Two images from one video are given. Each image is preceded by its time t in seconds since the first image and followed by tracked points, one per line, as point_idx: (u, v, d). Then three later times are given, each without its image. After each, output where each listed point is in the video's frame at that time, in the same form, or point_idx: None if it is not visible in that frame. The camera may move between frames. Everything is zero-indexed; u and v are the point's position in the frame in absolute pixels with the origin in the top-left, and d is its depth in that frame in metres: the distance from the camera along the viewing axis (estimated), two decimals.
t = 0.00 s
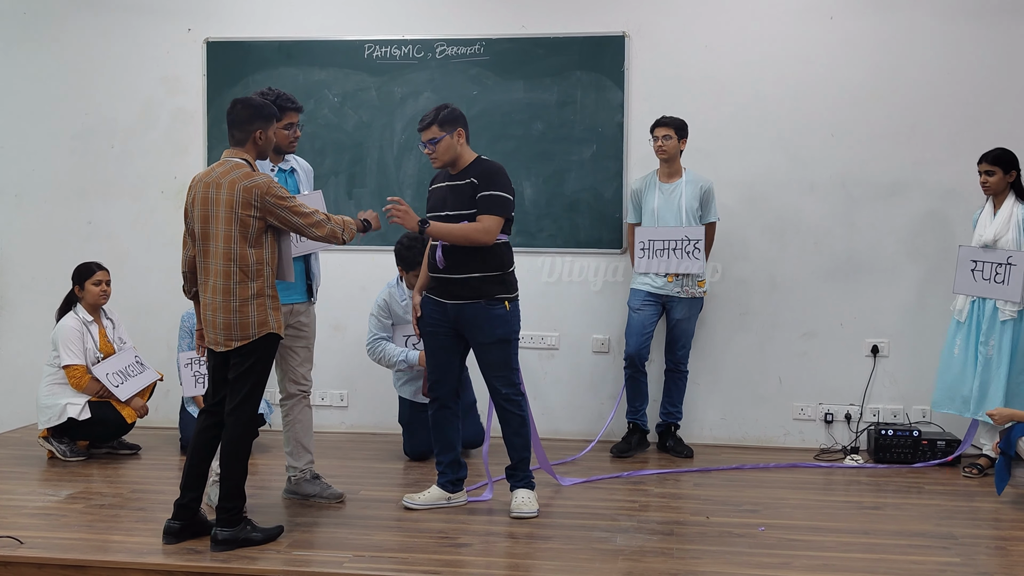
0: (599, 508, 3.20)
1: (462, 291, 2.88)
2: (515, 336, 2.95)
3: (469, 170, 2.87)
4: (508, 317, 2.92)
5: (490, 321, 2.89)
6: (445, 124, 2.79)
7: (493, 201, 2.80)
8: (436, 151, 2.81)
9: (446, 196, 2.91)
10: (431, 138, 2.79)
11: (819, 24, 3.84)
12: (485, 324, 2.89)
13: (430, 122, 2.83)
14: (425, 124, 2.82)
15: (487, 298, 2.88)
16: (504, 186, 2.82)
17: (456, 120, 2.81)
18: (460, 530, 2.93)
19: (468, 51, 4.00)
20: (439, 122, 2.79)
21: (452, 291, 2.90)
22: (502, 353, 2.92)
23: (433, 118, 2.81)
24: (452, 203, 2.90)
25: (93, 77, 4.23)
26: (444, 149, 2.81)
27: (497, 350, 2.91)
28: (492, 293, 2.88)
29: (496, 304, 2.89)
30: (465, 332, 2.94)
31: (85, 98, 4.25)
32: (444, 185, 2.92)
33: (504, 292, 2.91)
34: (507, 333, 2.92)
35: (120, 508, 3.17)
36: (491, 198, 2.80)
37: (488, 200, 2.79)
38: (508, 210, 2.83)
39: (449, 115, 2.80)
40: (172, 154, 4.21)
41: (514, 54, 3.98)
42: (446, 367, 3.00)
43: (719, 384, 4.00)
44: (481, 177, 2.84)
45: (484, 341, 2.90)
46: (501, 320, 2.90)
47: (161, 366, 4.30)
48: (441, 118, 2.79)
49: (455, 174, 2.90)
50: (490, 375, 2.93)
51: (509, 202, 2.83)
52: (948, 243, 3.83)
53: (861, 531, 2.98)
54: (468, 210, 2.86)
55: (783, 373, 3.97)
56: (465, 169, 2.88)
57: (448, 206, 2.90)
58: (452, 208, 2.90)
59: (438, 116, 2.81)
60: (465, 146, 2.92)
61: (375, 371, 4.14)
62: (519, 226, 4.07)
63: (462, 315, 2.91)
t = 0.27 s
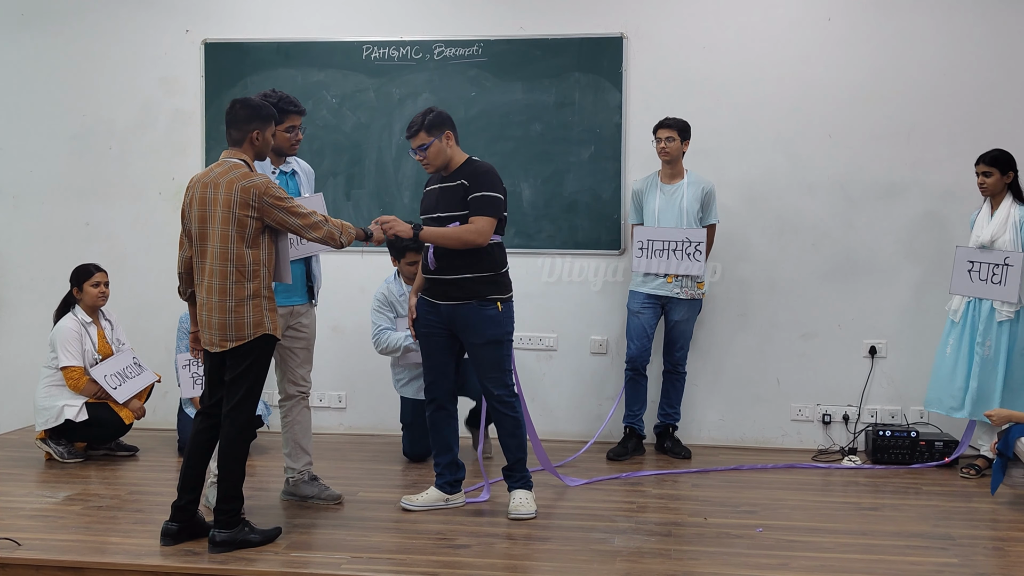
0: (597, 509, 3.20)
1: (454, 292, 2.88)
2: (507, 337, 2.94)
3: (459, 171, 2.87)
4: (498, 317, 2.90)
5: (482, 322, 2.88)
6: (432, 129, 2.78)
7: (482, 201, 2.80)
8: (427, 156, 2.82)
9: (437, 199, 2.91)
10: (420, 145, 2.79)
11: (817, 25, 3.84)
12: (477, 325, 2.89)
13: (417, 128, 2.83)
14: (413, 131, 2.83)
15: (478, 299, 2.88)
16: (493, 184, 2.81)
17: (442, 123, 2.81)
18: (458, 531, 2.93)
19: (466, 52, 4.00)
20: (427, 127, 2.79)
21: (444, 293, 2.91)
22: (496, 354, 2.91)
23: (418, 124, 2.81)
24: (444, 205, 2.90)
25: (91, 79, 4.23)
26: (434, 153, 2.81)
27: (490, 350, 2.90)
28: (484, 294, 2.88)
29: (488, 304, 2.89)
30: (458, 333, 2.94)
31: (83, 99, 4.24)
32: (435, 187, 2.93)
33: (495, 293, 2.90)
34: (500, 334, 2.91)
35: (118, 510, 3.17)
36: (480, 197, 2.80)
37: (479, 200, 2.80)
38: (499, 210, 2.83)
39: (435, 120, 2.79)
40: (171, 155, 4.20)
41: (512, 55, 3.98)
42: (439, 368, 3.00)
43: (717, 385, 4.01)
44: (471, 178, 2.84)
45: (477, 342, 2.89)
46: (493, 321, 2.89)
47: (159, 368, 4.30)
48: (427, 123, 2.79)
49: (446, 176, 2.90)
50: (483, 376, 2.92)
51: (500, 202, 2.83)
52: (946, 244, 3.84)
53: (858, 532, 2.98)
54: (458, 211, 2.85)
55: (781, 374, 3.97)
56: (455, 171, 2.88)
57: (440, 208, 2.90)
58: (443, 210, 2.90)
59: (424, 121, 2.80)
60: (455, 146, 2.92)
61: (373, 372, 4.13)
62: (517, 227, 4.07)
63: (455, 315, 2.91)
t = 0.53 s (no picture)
0: (593, 511, 3.20)
1: (448, 293, 2.88)
2: (500, 337, 2.94)
3: (451, 173, 2.87)
4: (491, 318, 2.90)
5: (475, 323, 2.88)
6: (419, 134, 2.79)
7: (475, 203, 2.80)
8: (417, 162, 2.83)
9: (430, 201, 2.92)
10: (409, 151, 2.81)
11: (815, 28, 3.85)
12: (470, 326, 2.89)
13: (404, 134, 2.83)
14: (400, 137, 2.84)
15: (471, 299, 2.88)
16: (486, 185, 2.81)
17: (429, 127, 2.81)
18: (454, 533, 2.92)
19: (463, 54, 4.00)
20: (414, 133, 2.80)
21: (437, 294, 2.91)
22: (488, 355, 2.91)
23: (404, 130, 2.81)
24: (436, 207, 2.91)
25: (89, 79, 4.23)
26: (424, 158, 2.82)
27: (482, 351, 2.90)
28: (478, 295, 2.88)
29: (481, 305, 2.89)
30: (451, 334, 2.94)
31: (80, 100, 4.24)
32: (428, 189, 2.94)
33: (488, 293, 2.90)
34: (494, 335, 2.91)
35: (113, 510, 3.17)
36: (473, 199, 2.80)
37: (472, 202, 2.80)
38: (492, 211, 2.82)
39: (421, 124, 2.79)
40: (168, 156, 4.20)
41: (510, 56, 3.98)
42: (433, 370, 3.00)
43: (714, 388, 4.01)
44: (463, 179, 2.84)
45: (470, 343, 2.90)
46: (486, 322, 2.89)
47: (156, 368, 4.30)
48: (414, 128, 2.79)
49: (438, 178, 2.90)
50: (476, 378, 2.92)
51: (493, 202, 2.82)
52: (943, 247, 3.84)
53: (854, 535, 2.98)
54: (451, 213, 2.86)
55: (777, 377, 3.97)
56: (447, 173, 2.89)
57: (432, 209, 2.91)
58: (436, 211, 2.90)
59: (411, 127, 2.80)
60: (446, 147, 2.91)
61: (369, 374, 4.13)
62: (514, 229, 4.06)
63: (448, 317, 2.91)
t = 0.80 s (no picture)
0: (590, 512, 3.20)
1: (441, 295, 2.87)
2: (495, 339, 2.94)
3: (442, 175, 2.88)
4: (485, 320, 2.89)
5: (470, 325, 2.88)
6: (409, 139, 2.78)
7: (468, 205, 2.81)
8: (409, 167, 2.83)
9: (421, 203, 2.92)
10: (401, 157, 2.80)
11: (809, 28, 3.84)
12: (465, 328, 2.88)
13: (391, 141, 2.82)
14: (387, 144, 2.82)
15: (466, 301, 2.87)
16: (480, 189, 2.82)
17: (419, 131, 2.81)
18: (451, 534, 2.93)
19: (458, 56, 4.00)
20: (404, 138, 2.79)
21: (431, 297, 2.91)
22: (483, 357, 2.91)
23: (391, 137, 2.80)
24: (429, 210, 2.91)
25: (84, 84, 4.23)
26: (416, 163, 2.82)
27: (477, 353, 2.90)
28: (472, 297, 2.88)
29: (475, 307, 2.88)
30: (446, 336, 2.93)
31: (76, 104, 4.25)
32: (419, 192, 2.94)
33: (482, 295, 2.90)
34: (488, 337, 2.91)
35: (111, 513, 3.17)
36: (467, 202, 2.81)
37: (466, 205, 2.81)
38: (486, 213, 2.84)
39: (411, 129, 2.78)
40: (163, 159, 4.20)
41: (504, 58, 3.98)
42: (429, 372, 3.01)
43: (711, 388, 4.00)
44: (455, 182, 2.85)
45: (464, 345, 2.89)
46: (481, 324, 2.89)
47: (153, 372, 4.30)
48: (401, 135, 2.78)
49: (429, 181, 2.90)
50: (471, 380, 2.92)
51: (486, 204, 2.84)
52: (941, 246, 3.83)
53: (852, 535, 2.97)
54: (444, 215, 2.86)
55: (774, 377, 3.96)
56: (438, 176, 2.89)
57: (424, 212, 2.91)
58: (427, 214, 2.91)
59: (400, 132, 2.79)
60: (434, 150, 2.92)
61: (366, 376, 4.13)
62: (510, 231, 4.06)
63: (442, 319, 2.90)
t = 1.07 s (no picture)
0: (589, 512, 3.20)
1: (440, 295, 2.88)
2: (494, 339, 2.93)
3: (441, 175, 2.87)
4: (484, 320, 2.89)
5: (469, 325, 2.88)
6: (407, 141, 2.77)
7: (470, 206, 2.81)
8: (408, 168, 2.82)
9: (420, 203, 2.92)
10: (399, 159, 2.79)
11: (809, 29, 3.84)
12: (464, 327, 2.88)
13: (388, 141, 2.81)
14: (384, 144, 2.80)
15: (465, 301, 2.87)
16: (480, 189, 2.82)
17: (416, 132, 2.79)
18: (449, 535, 2.93)
19: (458, 56, 4.00)
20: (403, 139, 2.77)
21: (431, 297, 2.91)
22: (481, 357, 2.91)
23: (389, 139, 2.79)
24: (428, 210, 2.91)
25: (83, 84, 4.23)
26: (414, 164, 2.81)
27: (475, 353, 2.90)
28: (472, 296, 2.87)
29: (474, 306, 2.88)
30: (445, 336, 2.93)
31: (75, 104, 4.24)
32: (417, 191, 2.94)
33: (481, 295, 2.90)
34: (487, 337, 2.91)
35: (110, 513, 3.17)
36: (467, 202, 2.81)
37: (467, 206, 2.81)
38: (487, 212, 2.83)
39: (408, 130, 2.77)
40: (162, 159, 4.20)
41: (504, 59, 3.98)
42: (428, 371, 3.02)
43: (709, 390, 4.00)
44: (455, 182, 2.84)
45: (463, 344, 2.89)
46: (479, 323, 2.89)
47: (151, 372, 4.30)
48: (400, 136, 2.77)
49: (428, 181, 2.89)
50: (469, 380, 2.92)
51: (487, 204, 2.83)
52: (940, 247, 3.84)
53: (850, 535, 2.98)
54: (444, 215, 2.85)
55: (772, 378, 3.96)
56: (437, 175, 2.89)
57: (424, 212, 2.91)
58: (427, 214, 2.90)
59: (398, 133, 2.77)
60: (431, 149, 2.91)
61: (365, 376, 4.13)
62: (509, 232, 4.06)
63: (441, 319, 2.91)
